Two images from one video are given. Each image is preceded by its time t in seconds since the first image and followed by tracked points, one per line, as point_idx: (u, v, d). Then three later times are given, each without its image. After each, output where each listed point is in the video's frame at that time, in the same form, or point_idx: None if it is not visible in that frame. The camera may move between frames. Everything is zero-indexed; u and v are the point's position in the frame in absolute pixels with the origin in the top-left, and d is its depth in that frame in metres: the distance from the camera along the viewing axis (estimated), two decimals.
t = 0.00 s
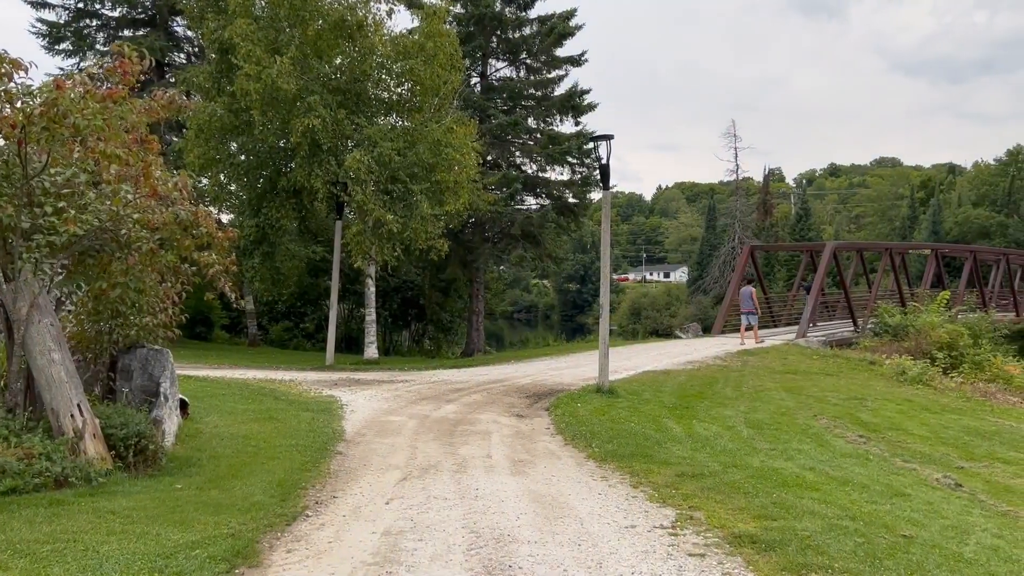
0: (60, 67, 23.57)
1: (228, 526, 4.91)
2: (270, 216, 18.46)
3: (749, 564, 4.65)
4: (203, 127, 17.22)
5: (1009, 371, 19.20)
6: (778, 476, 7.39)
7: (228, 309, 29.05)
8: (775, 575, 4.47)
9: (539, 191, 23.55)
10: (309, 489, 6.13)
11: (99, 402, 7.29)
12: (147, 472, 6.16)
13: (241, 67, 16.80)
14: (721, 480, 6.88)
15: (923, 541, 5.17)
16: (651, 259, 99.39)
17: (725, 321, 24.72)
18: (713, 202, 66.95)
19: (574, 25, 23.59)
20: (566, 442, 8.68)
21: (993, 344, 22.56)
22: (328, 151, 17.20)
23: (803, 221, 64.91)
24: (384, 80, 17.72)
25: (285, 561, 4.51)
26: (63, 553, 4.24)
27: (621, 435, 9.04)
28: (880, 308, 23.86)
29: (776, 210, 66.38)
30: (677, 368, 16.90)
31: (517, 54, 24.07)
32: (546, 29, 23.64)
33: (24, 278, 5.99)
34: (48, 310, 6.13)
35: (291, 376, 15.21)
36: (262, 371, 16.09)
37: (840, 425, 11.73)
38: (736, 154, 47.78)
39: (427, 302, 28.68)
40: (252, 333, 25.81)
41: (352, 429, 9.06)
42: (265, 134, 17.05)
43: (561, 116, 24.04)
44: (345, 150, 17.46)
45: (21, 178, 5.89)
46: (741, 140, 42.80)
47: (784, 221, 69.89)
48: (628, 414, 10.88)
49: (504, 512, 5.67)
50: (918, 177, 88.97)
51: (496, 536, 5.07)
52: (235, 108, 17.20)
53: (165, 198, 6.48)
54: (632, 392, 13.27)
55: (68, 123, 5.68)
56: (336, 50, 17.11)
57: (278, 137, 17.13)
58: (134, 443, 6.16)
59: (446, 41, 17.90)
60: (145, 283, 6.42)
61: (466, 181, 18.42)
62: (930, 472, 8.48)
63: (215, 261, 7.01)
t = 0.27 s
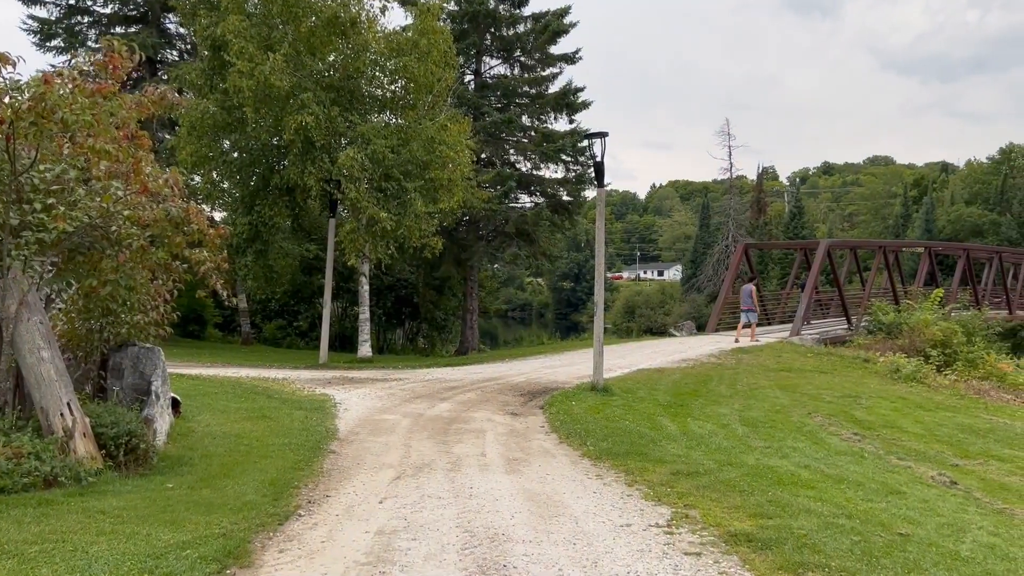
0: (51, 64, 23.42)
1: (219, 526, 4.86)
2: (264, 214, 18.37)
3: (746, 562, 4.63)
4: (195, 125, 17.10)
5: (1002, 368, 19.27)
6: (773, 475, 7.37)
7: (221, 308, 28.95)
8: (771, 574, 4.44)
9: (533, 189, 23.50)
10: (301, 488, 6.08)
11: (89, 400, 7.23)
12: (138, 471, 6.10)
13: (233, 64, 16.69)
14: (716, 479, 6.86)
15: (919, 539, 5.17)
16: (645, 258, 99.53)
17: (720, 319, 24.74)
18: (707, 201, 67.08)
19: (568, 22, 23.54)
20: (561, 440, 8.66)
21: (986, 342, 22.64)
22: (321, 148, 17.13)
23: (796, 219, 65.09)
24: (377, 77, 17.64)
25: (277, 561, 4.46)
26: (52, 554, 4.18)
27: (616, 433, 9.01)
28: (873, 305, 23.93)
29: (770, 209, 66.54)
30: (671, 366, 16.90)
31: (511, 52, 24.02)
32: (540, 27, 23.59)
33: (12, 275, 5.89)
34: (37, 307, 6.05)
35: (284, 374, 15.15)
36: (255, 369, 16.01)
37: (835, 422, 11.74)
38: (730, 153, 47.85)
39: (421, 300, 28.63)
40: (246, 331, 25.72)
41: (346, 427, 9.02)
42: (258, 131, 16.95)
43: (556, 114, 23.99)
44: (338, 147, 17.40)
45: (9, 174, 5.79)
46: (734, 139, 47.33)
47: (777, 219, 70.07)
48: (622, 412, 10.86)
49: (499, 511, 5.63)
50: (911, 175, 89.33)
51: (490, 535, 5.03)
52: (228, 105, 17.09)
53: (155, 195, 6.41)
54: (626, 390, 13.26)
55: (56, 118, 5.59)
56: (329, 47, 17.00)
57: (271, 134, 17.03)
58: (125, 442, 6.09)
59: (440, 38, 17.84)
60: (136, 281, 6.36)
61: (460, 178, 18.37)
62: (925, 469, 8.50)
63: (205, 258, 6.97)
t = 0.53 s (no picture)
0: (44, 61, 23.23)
1: (213, 528, 4.77)
2: (259, 212, 18.25)
3: (749, 564, 4.56)
4: (189, 122, 16.96)
5: (1000, 366, 19.26)
6: (774, 474, 7.31)
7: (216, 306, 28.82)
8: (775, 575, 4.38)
9: (530, 186, 23.44)
10: (297, 489, 6.00)
11: (82, 400, 7.13)
12: (131, 471, 6.00)
13: (227, 61, 16.55)
14: (717, 478, 6.79)
15: (924, 540, 5.11)
16: (642, 256, 99.65)
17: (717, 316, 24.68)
18: (703, 198, 67.07)
19: (565, 19, 23.45)
20: (559, 439, 8.59)
21: (983, 339, 22.63)
22: (317, 145, 17.02)
23: (792, 217, 65.14)
24: (373, 74, 17.51)
25: (271, 564, 4.38)
26: (40, 558, 4.08)
27: (615, 431, 8.94)
28: (870, 303, 23.93)
29: (766, 207, 66.58)
30: (668, 364, 16.85)
31: (507, 49, 23.91)
32: (536, 24, 23.50)
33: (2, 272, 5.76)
34: (27, 306, 5.93)
35: (279, 373, 15.05)
36: (250, 368, 15.88)
37: (834, 421, 11.70)
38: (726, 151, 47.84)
39: (417, 299, 28.54)
40: (241, 329, 25.59)
41: (342, 427, 8.93)
42: (252, 128, 16.82)
43: (552, 112, 23.90)
44: (333, 144, 17.29)
45: None
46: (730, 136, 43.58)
47: (774, 217, 70.12)
48: (621, 410, 10.79)
49: (498, 511, 5.55)
50: (907, 173, 89.48)
51: (489, 536, 4.95)
52: (222, 102, 16.96)
53: (147, 191, 6.32)
54: (624, 389, 13.19)
55: (45, 113, 5.55)
56: (325, 44, 16.85)
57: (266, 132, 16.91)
58: (117, 442, 5.98)
59: (436, 35, 17.74)
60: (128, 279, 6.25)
61: (456, 176, 18.28)
62: (926, 468, 8.45)
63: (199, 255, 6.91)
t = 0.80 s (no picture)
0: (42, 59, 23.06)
1: (208, 533, 4.66)
2: (257, 210, 18.12)
3: (759, 569, 4.46)
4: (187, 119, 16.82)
5: (1003, 364, 19.17)
6: (780, 476, 7.21)
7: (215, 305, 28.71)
8: None
9: (530, 184, 23.32)
10: (295, 491, 5.89)
11: (76, 401, 7.02)
12: (126, 474, 5.89)
13: (225, 58, 16.41)
14: (723, 480, 6.69)
15: (936, 544, 5.02)
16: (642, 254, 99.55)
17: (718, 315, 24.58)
18: (703, 196, 66.97)
19: (565, 16, 23.28)
20: (561, 439, 8.49)
21: (986, 337, 22.55)
22: (316, 143, 16.90)
23: (792, 214, 65.06)
24: (372, 71, 17.38)
25: (268, 570, 4.26)
26: (30, 565, 3.96)
27: (618, 431, 8.84)
28: (872, 301, 23.84)
29: (766, 205, 66.49)
30: (670, 363, 16.75)
31: (507, 46, 23.79)
32: (536, 20, 23.36)
33: None
34: (20, 306, 5.79)
35: (278, 372, 14.94)
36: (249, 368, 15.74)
37: (838, 420, 11.60)
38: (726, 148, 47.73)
39: (417, 297, 28.43)
40: (240, 328, 25.48)
41: (341, 427, 8.82)
42: (251, 126, 16.69)
43: (552, 109, 23.77)
44: (332, 142, 17.17)
45: None
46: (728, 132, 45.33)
47: (774, 215, 70.03)
48: (623, 410, 10.69)
49: (500, 514, 5.45)
50: (907, 170, 89.37)
51: (492, 540, 4.85)
52: (221, 99, 16.82)
53: (142, 188, 6.20)
54: (625, 388, 13.08)
55: (36, 106, 5.45)
56: (324, 41, 16.70)
57: (264, 130, 16.78)
58: (111, 444, 5.86)
59: (436, 31, 17.63)
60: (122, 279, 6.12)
61: (456, 173, 18.18)
62: (934, 468, 8.36)
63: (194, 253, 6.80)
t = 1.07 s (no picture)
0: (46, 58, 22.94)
1: (204, 539, 4.51)
2: (259, 208, 17.97)
3: None
4: (188, 116, 16.68)
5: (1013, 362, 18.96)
6: (792, 478, 7.05)
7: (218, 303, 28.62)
8: None
9: (534, 181, 23.16)
10: (295, 495, 5.74)
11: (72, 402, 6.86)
12: (122, 478, 5.74)
13: (226, 54, 16.26)
14: (733, 483, 6.53)
15: (957, 550, 4.86)
16: (645, 252, 99.31)
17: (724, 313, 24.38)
18: (707, 194, 66.72)
19: (569, 11, 22.92)
20: (566, 441, 8.32)
21: (994, 335, 22.33)
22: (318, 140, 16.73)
23: (797, 212, 64.78)
24: (374, 67, 17.23)
25: None
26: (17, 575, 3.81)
27: (624, 432, 8.68)
28: (879, 299, 23.62)
29: (771, 203, 66.21)
30: (676, 362, 16.57)
31: (511, 42, 23.67)
32: (540, 16, 23.19)
33: None
34: (12, 305, 5.63)
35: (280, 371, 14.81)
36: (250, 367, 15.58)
37: (848, 420, 11.43)
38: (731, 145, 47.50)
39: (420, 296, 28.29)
40: (243, 327, 25.36)
41: (343, 428, 8.67)
42: (252, 123, 16.55)
43: (556, 105, 23.55)
44: (335, 139, 17.01)
45: None
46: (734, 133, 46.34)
47: (778, 213, 69.73)
48: (629, 410, 10.52)
49: (505, 519, 5.29)
50: (912, 167, 88.97)
51: (497, 547, 4.69)
52: (222, 96, 16.69)
53: (137, 183, 6.05)
54: (631, 387, 12.91)
55: (25, 99, 5.32)
56: (326, 37, 16.53)
57: (266, 127, 16.63)
58: (106, 446, 5.71)
59: (439, 27, 17.48)
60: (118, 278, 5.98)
61: (459, 171, 18.02)
62: (948, 470, 8.20)
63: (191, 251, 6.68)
